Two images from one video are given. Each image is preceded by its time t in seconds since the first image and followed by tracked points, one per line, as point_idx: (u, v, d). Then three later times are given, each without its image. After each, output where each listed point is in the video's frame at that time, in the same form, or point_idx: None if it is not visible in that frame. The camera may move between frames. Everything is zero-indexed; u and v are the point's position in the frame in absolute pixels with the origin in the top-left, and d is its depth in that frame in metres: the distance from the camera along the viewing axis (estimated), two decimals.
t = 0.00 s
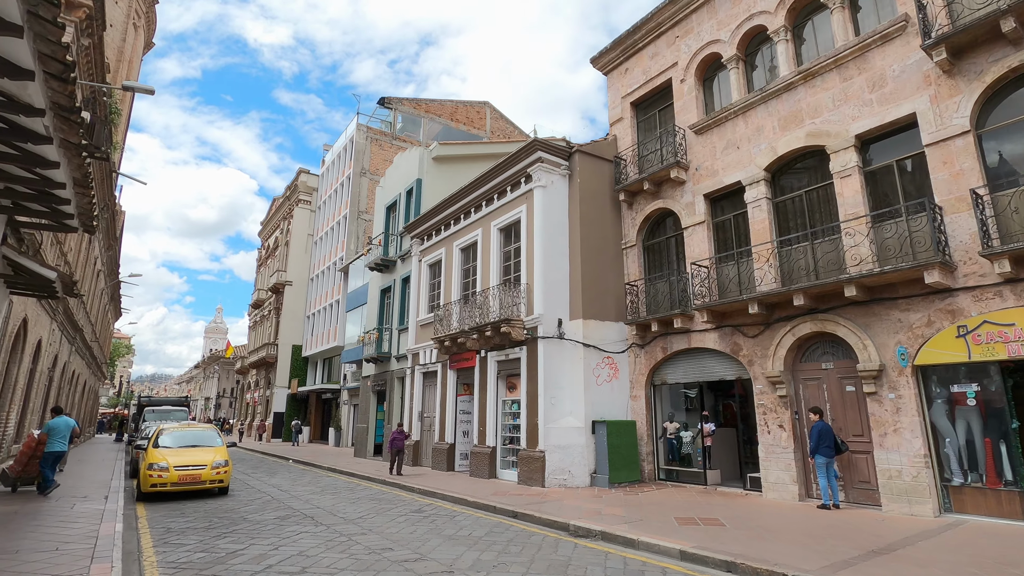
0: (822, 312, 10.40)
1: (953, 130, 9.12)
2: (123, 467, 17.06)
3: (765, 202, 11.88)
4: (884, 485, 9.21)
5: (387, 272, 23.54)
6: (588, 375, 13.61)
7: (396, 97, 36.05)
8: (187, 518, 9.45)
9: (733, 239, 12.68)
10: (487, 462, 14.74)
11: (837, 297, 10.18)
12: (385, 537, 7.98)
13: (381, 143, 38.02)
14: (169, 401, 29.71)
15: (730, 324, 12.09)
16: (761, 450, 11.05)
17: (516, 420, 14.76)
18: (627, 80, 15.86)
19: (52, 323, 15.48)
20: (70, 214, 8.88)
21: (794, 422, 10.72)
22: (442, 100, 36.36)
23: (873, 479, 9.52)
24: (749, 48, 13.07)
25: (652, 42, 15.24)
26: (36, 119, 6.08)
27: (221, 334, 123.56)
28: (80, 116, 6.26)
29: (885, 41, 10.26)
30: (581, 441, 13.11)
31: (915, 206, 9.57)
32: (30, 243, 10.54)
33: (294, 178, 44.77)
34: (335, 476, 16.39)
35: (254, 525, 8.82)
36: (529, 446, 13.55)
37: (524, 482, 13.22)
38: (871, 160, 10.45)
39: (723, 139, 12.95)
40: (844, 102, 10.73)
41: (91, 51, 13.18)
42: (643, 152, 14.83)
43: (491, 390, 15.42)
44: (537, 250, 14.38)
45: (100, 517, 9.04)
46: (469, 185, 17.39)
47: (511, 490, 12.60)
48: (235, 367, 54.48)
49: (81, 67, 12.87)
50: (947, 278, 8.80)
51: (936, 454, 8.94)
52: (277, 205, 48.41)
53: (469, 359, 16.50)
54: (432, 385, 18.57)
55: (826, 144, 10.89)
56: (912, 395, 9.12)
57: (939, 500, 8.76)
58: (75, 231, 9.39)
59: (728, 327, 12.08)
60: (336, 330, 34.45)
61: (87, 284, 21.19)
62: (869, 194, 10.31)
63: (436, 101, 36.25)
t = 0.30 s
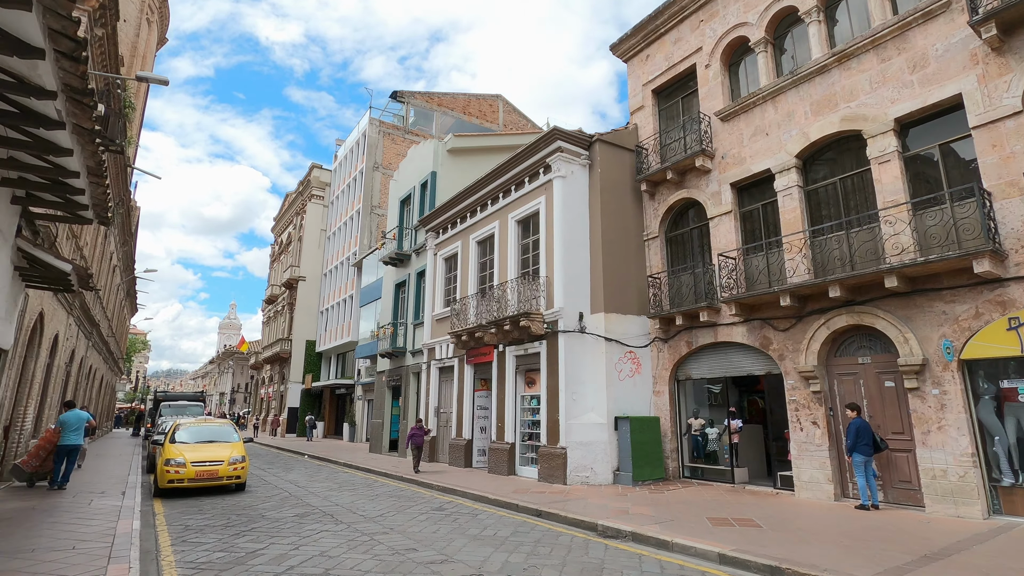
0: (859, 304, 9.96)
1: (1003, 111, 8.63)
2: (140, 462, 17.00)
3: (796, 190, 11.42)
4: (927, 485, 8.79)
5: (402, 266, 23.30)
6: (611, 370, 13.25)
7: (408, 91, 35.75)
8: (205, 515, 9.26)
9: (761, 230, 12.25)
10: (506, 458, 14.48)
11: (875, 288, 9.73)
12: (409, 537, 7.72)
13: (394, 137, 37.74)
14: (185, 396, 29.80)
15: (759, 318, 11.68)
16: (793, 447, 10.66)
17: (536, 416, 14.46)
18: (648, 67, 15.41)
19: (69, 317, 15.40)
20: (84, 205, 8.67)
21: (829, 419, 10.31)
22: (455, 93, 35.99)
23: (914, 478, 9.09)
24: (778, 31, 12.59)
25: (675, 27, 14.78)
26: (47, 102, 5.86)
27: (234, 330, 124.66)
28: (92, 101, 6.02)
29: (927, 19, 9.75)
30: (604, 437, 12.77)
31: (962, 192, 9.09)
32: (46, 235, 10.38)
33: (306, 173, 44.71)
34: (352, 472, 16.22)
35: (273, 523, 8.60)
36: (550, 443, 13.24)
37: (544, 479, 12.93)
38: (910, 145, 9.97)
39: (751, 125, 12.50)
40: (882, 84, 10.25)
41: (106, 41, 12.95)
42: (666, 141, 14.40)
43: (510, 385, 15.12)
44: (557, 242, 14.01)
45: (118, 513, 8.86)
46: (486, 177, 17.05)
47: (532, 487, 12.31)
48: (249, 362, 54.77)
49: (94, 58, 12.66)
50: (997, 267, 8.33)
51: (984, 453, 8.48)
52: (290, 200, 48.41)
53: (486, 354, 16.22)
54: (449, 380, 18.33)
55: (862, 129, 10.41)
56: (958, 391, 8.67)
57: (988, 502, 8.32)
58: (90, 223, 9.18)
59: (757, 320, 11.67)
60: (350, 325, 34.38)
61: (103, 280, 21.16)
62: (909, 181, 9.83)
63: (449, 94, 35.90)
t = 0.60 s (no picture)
0: (919, 290, 9.36)
1: None
2: (178, 452, 17.27)
3: (847, 170, 10.81)
4: (997, 483, 8.21)
5: (430, 257, 23.16)
6: (648, 361, 12.84)
7: (432, 82, 35.56)
8: (243, 506, 9.22)
9: (808, 213, 11.66)
10: (539, 451, 14.23)
11: (937, 272, 9.13)
12: (449, 531, 7.50)
13: (419, 129, 37.59)
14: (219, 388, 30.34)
15: (806, 306, 11.13)
16: (845, 441, 10.14)
17: (570, 407, 14.16)
18: (684, 46, 14.83)
19: (107, 310, 15.65)
20: (120, 197, 8.60)
21: (884, 412, 9.76)
22: (479, 83, 35.63)
23: (982, 475, 8.51)
24: (826, 3, 11.92)
25: (713, 4, 14.16)
26: (82, 88, 5.72)
27: (264, 323, 127.37)
28: (126, 85, 5.86)
29: None
30: (642, 430, 12.39)
31: None
32: (83, 228, 10.40)
33: (333, 167, 44.98)
34: (384, 463, 16.19)
35: (310, 515, 8.49)
36: (585, 435, 12.94)
37: (580, 472, 12.63)
38: (976, 119, 9.30)
39: (797, 104, 11.88)
40: (944, 55, 9.57)
41: (138, 35, 12.92)
42: (704, 123, 13.85)
43: (543, 376, 14.84)
44: (591, 230, 13.62)
45: (158, 504, 8.87)
46: (516, 164, 16.71)
47: (568, 480, 12.03)
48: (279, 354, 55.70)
49: (127, 52, 12.66)
50: None
51: None
52: (317, 194, 48.84)
53: (518, 345, 15.96)
54: (479, 372, 18.15)
55: (921, 103, 9.75)
56: None
57: None
58: (126, 215, 9.14)
59: (804, 308, 11.12)
60: (378, 317, 34.53)
61: (139, 273, 21.51)
62: (974, 157, 9.17)
63: (473, 84, 35.56)
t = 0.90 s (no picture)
0: (987, 275, 8.71)
1: None
2: (213, 443, 17.46)
3: (904, 148, 10.14)
4: None
5: (458, 249, 22.95)
6: (687, 352, 12.37)
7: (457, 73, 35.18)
8: (278, 499, 9.14)
9: (859, 196, 11.01)
10: (574, 445, 13.92)
11: (1009, 256, 8.46)
12: (488, 528, 7.25)
13: (444, 121, 37.37)
14: (252, 381, 30.81)
15: (859, 294, 10.53)
16: (903, 437, 9.56)
17: (604, 400, 13.79)
18: (722, 24, 14.18)
19: (143, 304, 15.85)
20: (153, 188, 8.51)
21: (948, 406, 9.15)
22: (505, 73, 35.14)
23: None
24: None
25: None
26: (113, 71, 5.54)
27: (293, 317, 129.73)
28: (155, 68, 5.66)
29: None
30: (681, 424, 11.96)
31: None
32: (118, 220, 10.41)
33: (359, 161, 45.14)
34: (415, 456, 16.09)
35: (346, 509, 8.35)
36: (622, 429, 12.56)
37: (617, 467, 12.28)
38: None
39: (847, 79, 11.20)
40: (1015, 20, 8.84)
41: (167, 28, 12.85)
42: (744, 104, 13.23)
43: (576, 368, 14.49)
44: (626, 218, 13.17)
45: (195, 496, 8.85)
46: (546, 152, 16.31)
47: (605, 475, 11.70)
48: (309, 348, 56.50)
49: (158, 44, 12.64)
50: None
51: None
52: (344, 189, 49.15)
53: (549, 337, 15.63)
54: (510, 364, 17.89)
55: (989, 73, 9.03)
56: None
57: None
58: (158, 207, 9.05)
59: (856, 296, 10.52)
60: (405, 310, 34.58)
61: (173, 268, 21.83)
62: None
63: (498, 74, 35.13)
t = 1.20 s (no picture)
0: None
1: None
2: (246, 438, 17.55)
3: (968, 124, 9.43)
4: None
5: (485, 242, 22.64)
6: (729, 345, 11.83)
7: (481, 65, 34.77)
8: (312, 496, 8.98)
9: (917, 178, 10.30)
10: (609, 441, 13.52)
11: None
12: (528, 529, 6.93)
13: (469, 114, 37.07)
14: (283, 376, 31.15)
15: (917, 282, 9.87)
16: (969, 435, 8.91)
17: (640, 395, 13.34)
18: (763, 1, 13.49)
19: (176, 299, 15.96)
20: (184, 181, 8.37)
21: (1021, 402, 8.48)
22: (529, 64, 34.62)
23: None
24: None
25: None
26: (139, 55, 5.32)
27: (321, 313, 131.69)
28: (182, 51, 5.45)
29: None
30: (723, 420, 11.45)
31: None
32: (150, 215, 10.37)
33: (384, 157, 45.21)
34: (446, 452, 15.90)
35: (380, 507, 8.13)
36: (660, 425, 12.11)
37: (656, 465, 11.84)
38: None
39: (903, 53, 10.49)
40: None
41: (195, 23, 12.77)
42: (788, 84, 12.56)
43: (611, 362, 14.06)
44: (662, 206, 12.65)
45: (228, 492, 8.74)
46: (577, 140, 15.85)
47: (644, 473, 11.28)
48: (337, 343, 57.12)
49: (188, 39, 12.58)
50: None
51: None
52: (369, 185, 49.36)
53: (582, 330, 15.23)
54: (540, 358, 17.55)
55: None
56: None
57: None
58: (188, 200, 8.93)
59: (915, 285, 9.85)
60: (432, 305, 34.52)
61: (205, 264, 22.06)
62: None
63: (523, 65, 34.63)
